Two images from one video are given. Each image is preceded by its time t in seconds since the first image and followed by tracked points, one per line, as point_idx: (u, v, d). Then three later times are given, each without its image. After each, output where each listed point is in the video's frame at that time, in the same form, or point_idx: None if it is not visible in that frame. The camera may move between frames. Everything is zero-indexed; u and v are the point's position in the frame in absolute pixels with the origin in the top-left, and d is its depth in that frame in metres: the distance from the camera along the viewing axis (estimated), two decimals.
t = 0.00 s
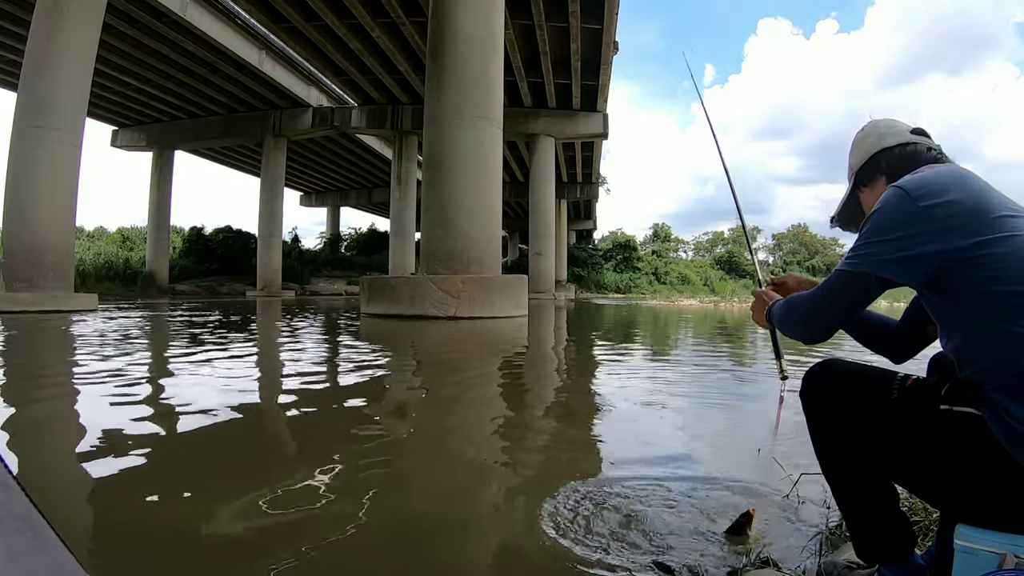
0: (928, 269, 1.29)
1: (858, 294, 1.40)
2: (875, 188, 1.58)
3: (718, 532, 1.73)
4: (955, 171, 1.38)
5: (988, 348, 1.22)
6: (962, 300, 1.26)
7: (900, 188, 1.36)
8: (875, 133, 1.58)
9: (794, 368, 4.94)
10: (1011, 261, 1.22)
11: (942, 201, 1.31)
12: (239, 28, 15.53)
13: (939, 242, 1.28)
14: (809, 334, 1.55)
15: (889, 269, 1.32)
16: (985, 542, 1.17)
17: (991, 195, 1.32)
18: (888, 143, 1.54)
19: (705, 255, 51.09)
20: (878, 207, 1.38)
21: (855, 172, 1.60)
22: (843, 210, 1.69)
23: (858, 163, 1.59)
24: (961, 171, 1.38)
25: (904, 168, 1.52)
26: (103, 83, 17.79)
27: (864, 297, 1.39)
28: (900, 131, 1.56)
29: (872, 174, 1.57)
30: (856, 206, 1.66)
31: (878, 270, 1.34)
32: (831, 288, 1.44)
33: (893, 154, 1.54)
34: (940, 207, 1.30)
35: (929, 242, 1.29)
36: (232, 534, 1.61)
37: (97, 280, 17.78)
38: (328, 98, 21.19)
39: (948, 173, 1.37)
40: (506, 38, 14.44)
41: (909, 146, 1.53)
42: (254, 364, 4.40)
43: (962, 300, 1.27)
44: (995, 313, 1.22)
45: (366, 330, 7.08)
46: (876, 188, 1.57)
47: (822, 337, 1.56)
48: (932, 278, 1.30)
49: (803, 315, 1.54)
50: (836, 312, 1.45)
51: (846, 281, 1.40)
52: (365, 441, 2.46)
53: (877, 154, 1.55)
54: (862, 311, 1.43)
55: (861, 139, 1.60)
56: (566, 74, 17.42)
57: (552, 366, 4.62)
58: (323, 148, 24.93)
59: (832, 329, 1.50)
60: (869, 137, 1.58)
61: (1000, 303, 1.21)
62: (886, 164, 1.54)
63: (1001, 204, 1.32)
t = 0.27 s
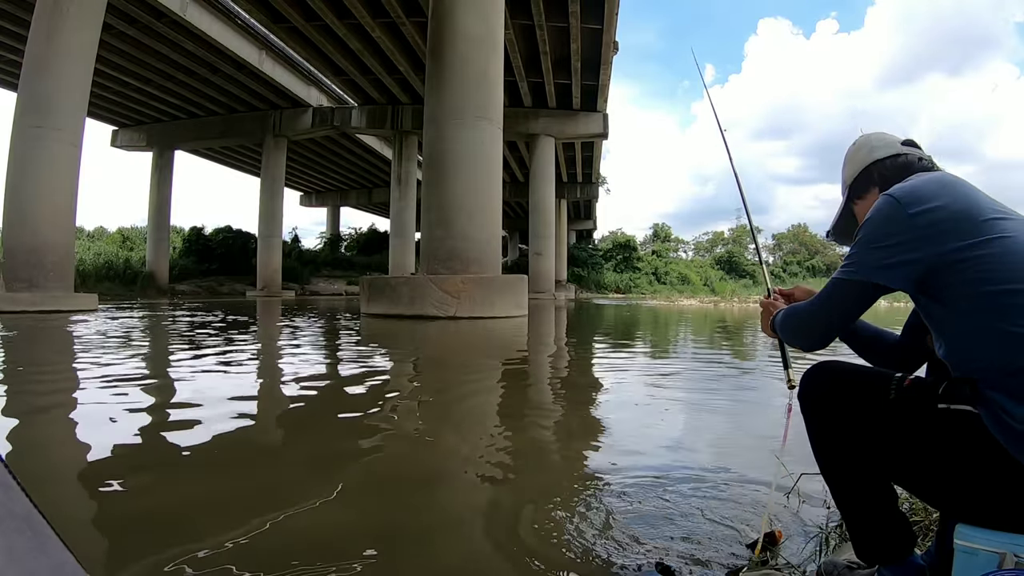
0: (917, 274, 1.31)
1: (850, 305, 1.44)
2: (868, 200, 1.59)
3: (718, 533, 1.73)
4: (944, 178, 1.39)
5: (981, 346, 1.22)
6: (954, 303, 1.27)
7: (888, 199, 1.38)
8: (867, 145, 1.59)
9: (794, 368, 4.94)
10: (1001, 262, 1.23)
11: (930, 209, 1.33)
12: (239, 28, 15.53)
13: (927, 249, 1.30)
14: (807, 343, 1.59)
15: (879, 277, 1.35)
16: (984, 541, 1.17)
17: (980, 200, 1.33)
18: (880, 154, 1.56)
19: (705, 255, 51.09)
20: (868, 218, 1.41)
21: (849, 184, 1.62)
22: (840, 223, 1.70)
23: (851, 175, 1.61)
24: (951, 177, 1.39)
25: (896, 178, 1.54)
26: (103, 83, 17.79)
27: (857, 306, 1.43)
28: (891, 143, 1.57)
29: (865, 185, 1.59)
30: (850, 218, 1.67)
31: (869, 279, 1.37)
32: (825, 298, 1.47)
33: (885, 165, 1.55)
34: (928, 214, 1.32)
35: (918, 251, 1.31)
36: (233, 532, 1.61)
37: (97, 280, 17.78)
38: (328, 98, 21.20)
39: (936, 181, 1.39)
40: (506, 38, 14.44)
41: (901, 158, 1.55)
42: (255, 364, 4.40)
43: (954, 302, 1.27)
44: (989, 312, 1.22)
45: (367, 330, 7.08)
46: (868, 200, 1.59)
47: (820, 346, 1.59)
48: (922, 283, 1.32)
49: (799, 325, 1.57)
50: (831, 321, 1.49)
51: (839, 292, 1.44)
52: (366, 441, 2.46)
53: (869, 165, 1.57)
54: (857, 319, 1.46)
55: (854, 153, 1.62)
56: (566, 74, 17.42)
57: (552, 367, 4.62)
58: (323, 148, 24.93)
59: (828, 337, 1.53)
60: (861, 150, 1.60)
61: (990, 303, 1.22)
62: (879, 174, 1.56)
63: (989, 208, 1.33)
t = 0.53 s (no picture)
0: (916, 275, 1.31)
1: (851, 306, 1.43)
2: (868, 204, 1.60)
3: (719, 532, 1.73)
4: (943, 180, 1.39)
5: (981, 346, 1.22)
6: (952, 304, 1.27)
7: (889, 201, 1.38)
8: (866, 150, 1.60)
9: (794, 368, 4.94)
10: (998, 261, 1.23)
11: (928, 210, 1.33)
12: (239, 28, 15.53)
13: (927, 249, 1.30)
14: (808, 345, 1.59)
15: (878, 279, 1.35)
16: (986, 542, 1.17)
17: (980, 200, 1.33)
18: (878, 159, 1.56)
19: (705, 254, 51.09)
20: (868, 220, 1.41)
21: (848, 189, 1.62)
22: (841, 229, 1.70)
23: (850, 181, 1.62)
24: (948, 179, 1.40)
25: (896, 180, 1.54)
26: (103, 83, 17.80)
27: (856, 308, 1.42)
28: (889, 148, 1.58)
29: (864, 190, 1.59)
30: (851, 223, 1.68)
31: (869, 281, 1.37)
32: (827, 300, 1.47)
33: (884, 169, 1.56)
34: (927, 215, 1.33)
35: (917, 251, 1.32)
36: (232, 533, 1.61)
37: (97, 280, 17.78)
38: (328, 98, 21.20)
39: (934, 183, 1.39)
40: (506, 38, 14.44)
41: (899, 161, 1.55)
42: (255, 365, 4.40)
43: (951, 302, 1.28)
44: (986, 313, 1.22)
45: (367, 330, 7.09)
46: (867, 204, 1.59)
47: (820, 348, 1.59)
48: (921, 283, 1.32)
49: (801, 327, 1.57)
50: (832, 323, 1.49)
51: (840, 293, 1.44)
52: (366, 442, 2.46)
53: (869, 170, 1.57)
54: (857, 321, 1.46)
55: (854, 158, 1.62)
56: (566, 74, 17.42)
57: (553, 367, 4.62)
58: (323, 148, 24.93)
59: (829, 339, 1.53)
60: (860, 156, 1.60)
61: (989, 302, 1.22)
62: (878, 178, 1.56)
63: (987, 208, 1.33)
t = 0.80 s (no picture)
0: (911, 277, 1.32)
1: (850, 309, 1.42)
2: (863, 213, 1.60)
3: (719, 531, 1.73)
4: (936, 184, 1.40)
5: (976, 347, 1.23)
6: (945, 305, 1.28)
7: (884, 204, 1.39)
8: (861, 160, 1.60)
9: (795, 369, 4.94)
10: (990, 262, 1.24)
11: (922, 213, 1.34)
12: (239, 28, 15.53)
13: (922, 251, 1.31)
14: (806, 351, 1.58)
15: (874, 281, 1.35)
16: (986, 541, 1.17)
17: (972, 203, 1.35)
18: (872, 169, 1.57)
19: (705, 254, 51.09)
20: (863, 224, 1.42)
21: (844, 199, 1.63)
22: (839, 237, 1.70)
23: (846, 190, 1.62)
24: (942, 184, 1.41)
25: (891, 189, 1.54)
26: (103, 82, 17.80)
27: (855, 312, 1.42)
28: (884, 157, 1.59)
29: (859, 199, 1.60)
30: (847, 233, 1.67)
31: (866, 283, 1.37)
32: (826, 304, 1.46)
33: (879, 178, 1.56)
34: (921, 217, 1.34)
35: (912, 253, 1.32)
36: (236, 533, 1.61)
37: (97, 280, 17.78)
38: (328, 98, 21.21)
39: (927, 187, 1.40)
40: (506, 38, 14.43)
41: (893, 170, 1.55)
42: (255, 364, 4.40)
43: (945, 302, 1.28)
44: (978, 313, 1.23)
45: (367, 330, 7.09)
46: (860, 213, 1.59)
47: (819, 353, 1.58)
48: (917, 284, 1.33)
49: (800, 332, 1.56)
50: (830, 327, 1.48)
51: (837, 296, 1.43)
52: (365, 442, 2.46)
53: (864, 179, 1.58)
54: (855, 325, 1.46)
55: (850, 168, 1.63)
56: (566, 74, 17.42)
57: (553, 367, 4.61)
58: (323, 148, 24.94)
59: (828, 343, 1.52)
60: (855, 166, 1.61)
61: (982, 302, 1.23)
62: (872, 187, 1.57)
63: (981, 211, 1.34)
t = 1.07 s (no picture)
0: (898, 279, 1.34)
1: (844, 311, 1.43)
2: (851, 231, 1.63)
3: (718, 532, 1.73)
4: (921, 194, 1.45)
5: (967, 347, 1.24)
6: (932, 304, 1.31)
7: (871, 210, 1.43)
8: (850, 183, 1.64)
9: (795, 369, 4.93)
10: (973, 262, 1.27)
11: (907, 217, 1.38)
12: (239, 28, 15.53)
13: (907, 252, 1.34)
14: (798, 357, 1.58)
15: (864, 282, 1.38)
16: (984, 541, 1.17)
17: (956, 210, 1.39)
18: (860, 191, 1.60)
19: (705, 254, 51.09)
20: (853, 230, 1.45)
21: (834, 218, 1.65)
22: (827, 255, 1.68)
23: (836, 211, 1.64)
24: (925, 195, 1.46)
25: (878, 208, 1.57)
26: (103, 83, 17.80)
27: (847, 315, 1.43)
28: (872, 177, 1.62)
29: (847, 219, 1.62)
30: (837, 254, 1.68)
31: (855, 285, 1.39)
32: (817, 309, 1.48)
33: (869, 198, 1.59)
34: (907, 221, 1.38)
35: (898, 255, 1.36)
36: (237, 533, 1.62)
37: (97, 280, 17.78)
38: (328, 98, 21.21)
39: (913, 196, 1.44)
40: (506, 38, 14.43)
41: (881, 190, 1.58)
42: (255, 364, 4.40)
43: (931, 301, 1.31)
44: (969, 313, 1.25)
45: (367, 330, 7.09)
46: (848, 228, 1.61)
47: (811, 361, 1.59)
48: (903, 286, 1.35)
49: (792, 338, 1.57)
50: (821, 332, 1.50)
51: (829, 301, 1.44)
52: (364, 441, 2.46)
53: (851, 202, 1.61)
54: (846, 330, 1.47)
55: (842, 190, 1.65)
56: (566, 74, 17.42)
57: (552, 367, 4.61)
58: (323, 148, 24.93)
59: (820, 349, 1.53)
60: (845, 189, 1.64)
61: (966, 300, 1.26)
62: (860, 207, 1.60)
63: (968, 217, 1.38)
